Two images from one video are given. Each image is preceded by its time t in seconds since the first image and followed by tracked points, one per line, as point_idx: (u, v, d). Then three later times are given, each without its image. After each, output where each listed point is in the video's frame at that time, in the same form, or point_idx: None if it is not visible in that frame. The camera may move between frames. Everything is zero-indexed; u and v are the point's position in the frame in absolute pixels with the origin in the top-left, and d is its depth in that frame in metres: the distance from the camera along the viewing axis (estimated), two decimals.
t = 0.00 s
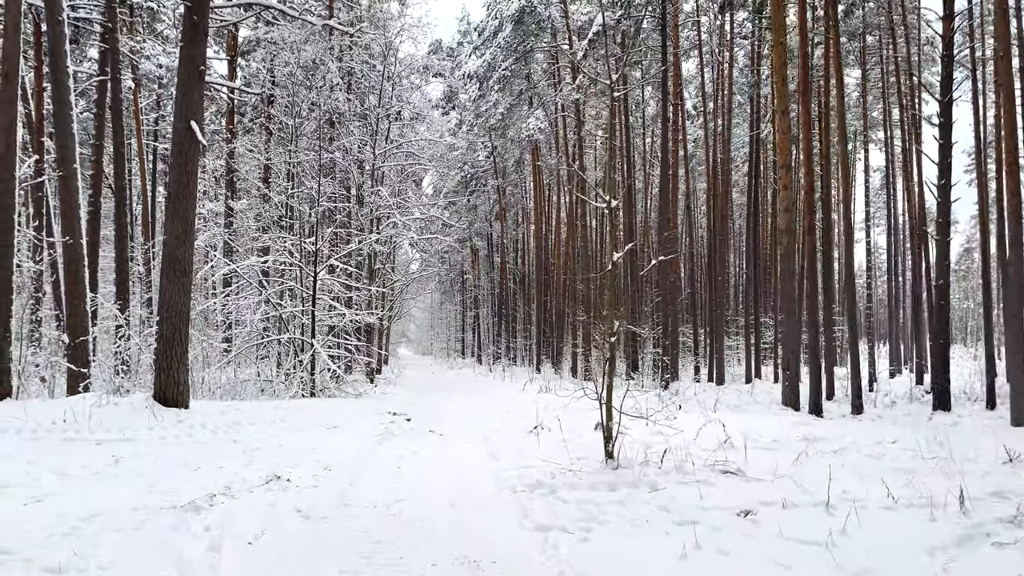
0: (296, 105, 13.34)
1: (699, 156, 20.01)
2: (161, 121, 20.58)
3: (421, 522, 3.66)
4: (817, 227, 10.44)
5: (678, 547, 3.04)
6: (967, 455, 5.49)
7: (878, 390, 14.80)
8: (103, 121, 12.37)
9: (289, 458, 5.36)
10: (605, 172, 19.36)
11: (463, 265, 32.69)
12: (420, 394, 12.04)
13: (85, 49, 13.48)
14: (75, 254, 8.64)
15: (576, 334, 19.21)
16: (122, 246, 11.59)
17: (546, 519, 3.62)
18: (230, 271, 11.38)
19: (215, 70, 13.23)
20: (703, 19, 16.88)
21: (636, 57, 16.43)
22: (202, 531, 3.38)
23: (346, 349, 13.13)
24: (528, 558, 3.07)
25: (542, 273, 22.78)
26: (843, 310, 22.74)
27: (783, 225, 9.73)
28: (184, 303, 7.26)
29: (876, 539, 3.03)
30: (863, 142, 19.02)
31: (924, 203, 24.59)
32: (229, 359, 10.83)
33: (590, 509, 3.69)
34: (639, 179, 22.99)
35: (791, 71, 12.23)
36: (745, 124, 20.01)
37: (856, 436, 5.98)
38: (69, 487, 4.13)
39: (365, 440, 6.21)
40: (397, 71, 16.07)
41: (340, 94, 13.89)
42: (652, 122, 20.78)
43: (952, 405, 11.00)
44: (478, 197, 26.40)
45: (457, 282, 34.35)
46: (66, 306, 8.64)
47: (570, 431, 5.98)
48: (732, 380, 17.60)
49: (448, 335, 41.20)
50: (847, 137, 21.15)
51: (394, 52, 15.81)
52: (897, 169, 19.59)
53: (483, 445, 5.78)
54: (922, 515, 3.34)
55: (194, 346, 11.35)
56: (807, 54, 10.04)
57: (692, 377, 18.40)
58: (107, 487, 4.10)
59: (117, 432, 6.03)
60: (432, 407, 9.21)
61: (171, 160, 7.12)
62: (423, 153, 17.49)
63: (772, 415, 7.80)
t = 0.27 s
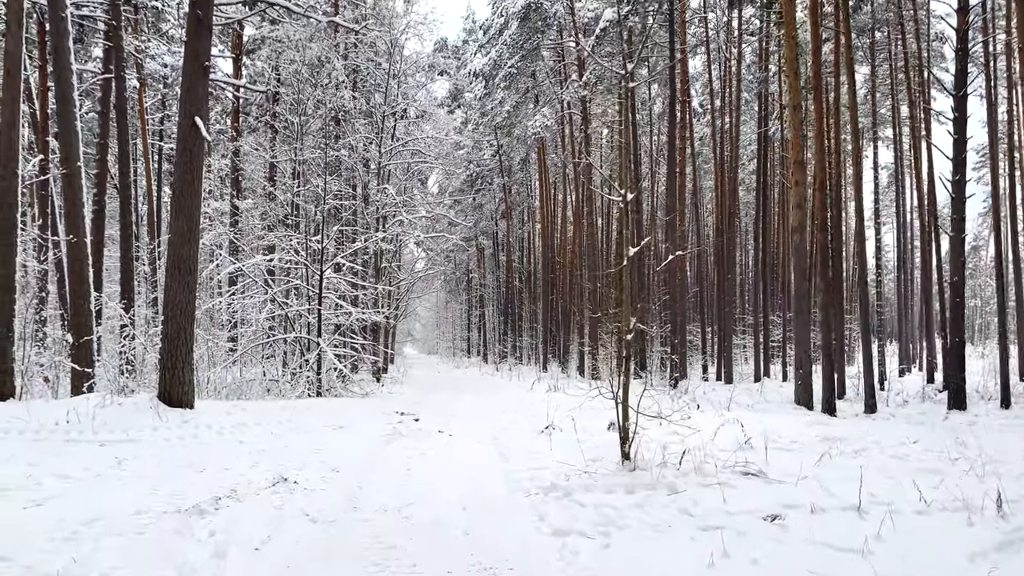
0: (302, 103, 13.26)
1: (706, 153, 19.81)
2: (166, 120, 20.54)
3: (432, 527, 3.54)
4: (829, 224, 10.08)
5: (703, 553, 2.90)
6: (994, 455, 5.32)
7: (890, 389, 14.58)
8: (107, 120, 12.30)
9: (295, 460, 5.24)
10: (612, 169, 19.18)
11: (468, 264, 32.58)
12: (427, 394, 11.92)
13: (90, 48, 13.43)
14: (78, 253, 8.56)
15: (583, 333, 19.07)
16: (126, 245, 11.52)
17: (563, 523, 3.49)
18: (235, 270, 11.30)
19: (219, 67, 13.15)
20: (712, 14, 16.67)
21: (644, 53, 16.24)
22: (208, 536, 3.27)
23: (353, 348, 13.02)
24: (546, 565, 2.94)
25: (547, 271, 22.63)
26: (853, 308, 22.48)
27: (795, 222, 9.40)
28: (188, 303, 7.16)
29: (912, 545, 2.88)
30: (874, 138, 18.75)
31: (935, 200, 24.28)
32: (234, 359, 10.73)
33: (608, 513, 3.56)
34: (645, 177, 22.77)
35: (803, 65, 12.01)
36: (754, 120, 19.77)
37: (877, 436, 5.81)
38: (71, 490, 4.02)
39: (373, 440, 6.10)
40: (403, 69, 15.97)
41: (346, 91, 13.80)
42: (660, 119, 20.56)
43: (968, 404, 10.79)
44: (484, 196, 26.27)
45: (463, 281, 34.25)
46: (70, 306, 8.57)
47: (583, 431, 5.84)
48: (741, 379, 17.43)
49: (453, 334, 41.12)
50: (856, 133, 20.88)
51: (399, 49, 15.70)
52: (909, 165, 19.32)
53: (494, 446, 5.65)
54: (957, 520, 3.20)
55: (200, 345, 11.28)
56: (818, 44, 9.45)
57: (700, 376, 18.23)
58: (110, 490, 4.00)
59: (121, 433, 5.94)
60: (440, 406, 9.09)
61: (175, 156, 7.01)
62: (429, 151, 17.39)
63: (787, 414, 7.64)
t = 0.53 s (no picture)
0: (307, 101, 13.17)
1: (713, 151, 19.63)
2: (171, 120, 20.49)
3: (446, 534, 3.40)
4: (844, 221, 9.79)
5: (733, 564, 2.76)
6: None
7: (904, 389, 14.35)
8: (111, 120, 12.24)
9: (302, 464, 5.12)
10: (618, 168, 19.02)
11: (474, 264, 32.48)
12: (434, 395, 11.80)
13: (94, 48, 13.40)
14: (82, 252, 8.48)
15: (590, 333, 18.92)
16: (130, 245, 11.44)
17: (581, 530, 3.35)
18: (241, 270, 11.20)
19: (224, 66, 13.06)
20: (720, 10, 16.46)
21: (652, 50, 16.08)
22: (213, 544, 3.14)
23: (359, 349, 12.91)
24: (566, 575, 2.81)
25: (554, 271, 22.48)
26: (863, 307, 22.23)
27: (810, 219, 9.16)
28: (193, 303, 7.07)
29: (953, 555, 2.73)
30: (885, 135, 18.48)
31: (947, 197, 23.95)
32: (240, 359, 10.62)
33: (628, 519, 3.41)
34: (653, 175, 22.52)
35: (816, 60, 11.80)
36: (763, 117, 19.53)
37: (900, 438, 5.63)
38: (73, 496, 3.92)
39: (382, 443, 5.99)
40: (409, 67, 15.87)
41: (351, 89, 13.70)
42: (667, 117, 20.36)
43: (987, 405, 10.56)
44: (490, 196, 26.13)
45: (468, 281, 34.12)
46: (74, 306, 8.50)
47: (597, 434, 5.70)
48: (750, 379, 17.24)
49: (459, 334, 41.01)
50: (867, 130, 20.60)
51: (405, 47, 15.61)
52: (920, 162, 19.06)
53: (505, 450, 5.51)
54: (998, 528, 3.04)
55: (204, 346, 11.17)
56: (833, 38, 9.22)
57: (709, 375, 18.04)
58: (113, 496, 3.89)
59: (125, 435, 5.87)
60: (448, 407, 8.95)
61: (179, 154, 6.91)
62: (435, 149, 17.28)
63: (804, 414, 7.46)
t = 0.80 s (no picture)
0: (310, 102, 13.09)
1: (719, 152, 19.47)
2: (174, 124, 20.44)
3: (455, 545, 3.26)
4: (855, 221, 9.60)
5: None
6: None
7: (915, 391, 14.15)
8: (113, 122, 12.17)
9: (306, 470, 4.98)
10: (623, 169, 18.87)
11: (477, 266, 32.38)
12: (439, 398, 11.66)
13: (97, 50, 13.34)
14: (82, 255, 8.39)
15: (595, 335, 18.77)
16: (132, 248, 11.35)
17: (597, 540, 3.20)
18: (243, 273, 11.10)
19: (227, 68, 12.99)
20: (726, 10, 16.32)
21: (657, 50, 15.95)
22: (214, 556, 3.01)
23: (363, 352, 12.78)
24: None
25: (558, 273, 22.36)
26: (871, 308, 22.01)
27: (821, 218, 9.01)
28: (195, 305, 6.96)
29: (993, 568, 2.58)
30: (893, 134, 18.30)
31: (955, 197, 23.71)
32: (243, 363, 10.50)
33: (646, 529, 3.27)
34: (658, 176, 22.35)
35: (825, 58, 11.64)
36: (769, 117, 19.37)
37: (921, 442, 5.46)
38: (69, 505, 3.79)
39: (387, 449, 5.86)
40: (413, 68, 15.79)
41: (355, 90, 13.62)
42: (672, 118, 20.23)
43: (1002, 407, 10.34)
44: (493, 198, 26.02)
45: (472, 284, 34.01)
46: (74, 310, 8.41)
47: (607, 439, 5.56)
48: (757, 382, 17.06)
49: (463, 337, 40.91)
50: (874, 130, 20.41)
51: (409, 48, 15.53)
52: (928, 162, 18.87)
53: (514, 456, 5.36)
54: None
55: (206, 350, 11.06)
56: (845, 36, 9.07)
57: (716, 378, 17.86)
58: (110, 504, 3.77)
59: (124, 442, 5.74)
60: (454, 411, 8.81)
61: (180, 154, 6.80)
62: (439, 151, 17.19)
63: (818, 418, 7.29)
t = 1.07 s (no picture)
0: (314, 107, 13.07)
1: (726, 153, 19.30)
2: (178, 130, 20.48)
3: (465, 560, 3.13)
4: (867, 221, 9.42)
5: None
6: None
7: (930, 394, 13.90)
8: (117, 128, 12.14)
9: (311, 480, 4.86)
10: (629, 172, 18.74)
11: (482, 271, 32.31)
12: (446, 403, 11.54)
13: (101, 56, 13.33)
14: (85, 261, 8.33)
15: (601, 339, 18.62)
16: (136, 254, 11.30)
17: (613, 554, 3.06)
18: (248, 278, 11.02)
19: (231, 73, 12.96)
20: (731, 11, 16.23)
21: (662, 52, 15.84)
22: (213, 572, 2.89)
23: (369, 357, 12.67)
24: None
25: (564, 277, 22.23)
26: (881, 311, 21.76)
27: (833, 219, 8.85)
28: (199, 310, 6.86)
29: None
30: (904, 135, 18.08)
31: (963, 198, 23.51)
32: (247, 369, 10.40)
33: (666, 542, 3.12)
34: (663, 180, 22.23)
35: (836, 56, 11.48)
36: (776, 118, 19.23)
37: (945, 448, 5.27)
38: (66, 518, 3.68)
39: (394, 456, 5.75)
40: (417, 72, 15.73)
41: (359, 95, 13.60)
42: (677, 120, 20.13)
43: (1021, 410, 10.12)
44: (498, 202, 25.93)
45: (477, 289, 33.95)
46: (77, 317, 8.34)
47: (620, 445, 5.41)
48: (766, 385, 16.86)
49: (468, 342, 40.84)
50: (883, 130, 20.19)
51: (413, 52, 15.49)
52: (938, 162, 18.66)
53: (524, 466, 5.22)
54: None
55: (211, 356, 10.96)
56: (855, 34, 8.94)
57: (725, 381, 17.66)
58: (107, 518, 3.65)
59: (126, 451, 5.63)
60: (461, 417, 8.67)
61: (183, 158, 6.72)
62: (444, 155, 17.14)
63: (834, 422, 7.09)
